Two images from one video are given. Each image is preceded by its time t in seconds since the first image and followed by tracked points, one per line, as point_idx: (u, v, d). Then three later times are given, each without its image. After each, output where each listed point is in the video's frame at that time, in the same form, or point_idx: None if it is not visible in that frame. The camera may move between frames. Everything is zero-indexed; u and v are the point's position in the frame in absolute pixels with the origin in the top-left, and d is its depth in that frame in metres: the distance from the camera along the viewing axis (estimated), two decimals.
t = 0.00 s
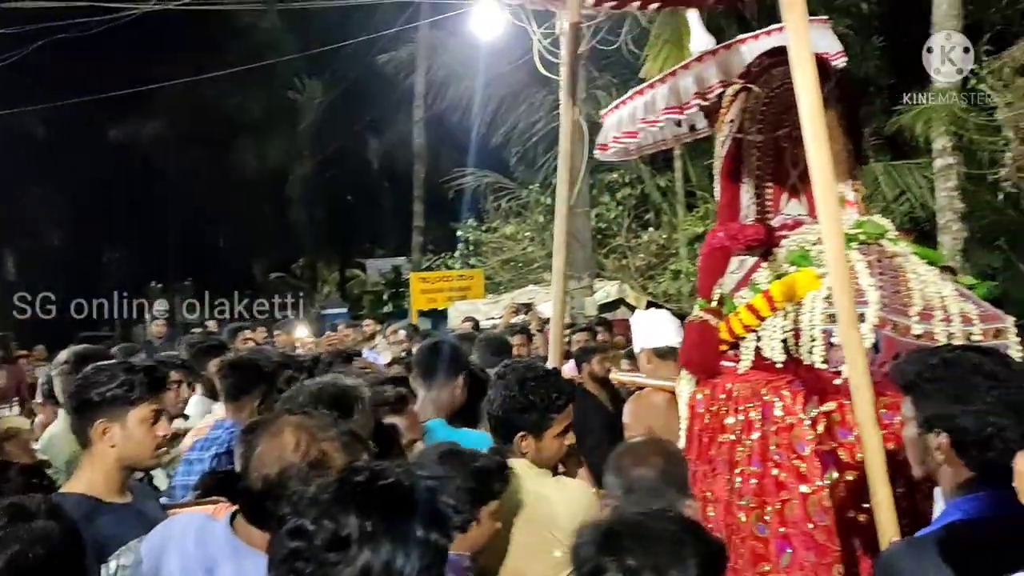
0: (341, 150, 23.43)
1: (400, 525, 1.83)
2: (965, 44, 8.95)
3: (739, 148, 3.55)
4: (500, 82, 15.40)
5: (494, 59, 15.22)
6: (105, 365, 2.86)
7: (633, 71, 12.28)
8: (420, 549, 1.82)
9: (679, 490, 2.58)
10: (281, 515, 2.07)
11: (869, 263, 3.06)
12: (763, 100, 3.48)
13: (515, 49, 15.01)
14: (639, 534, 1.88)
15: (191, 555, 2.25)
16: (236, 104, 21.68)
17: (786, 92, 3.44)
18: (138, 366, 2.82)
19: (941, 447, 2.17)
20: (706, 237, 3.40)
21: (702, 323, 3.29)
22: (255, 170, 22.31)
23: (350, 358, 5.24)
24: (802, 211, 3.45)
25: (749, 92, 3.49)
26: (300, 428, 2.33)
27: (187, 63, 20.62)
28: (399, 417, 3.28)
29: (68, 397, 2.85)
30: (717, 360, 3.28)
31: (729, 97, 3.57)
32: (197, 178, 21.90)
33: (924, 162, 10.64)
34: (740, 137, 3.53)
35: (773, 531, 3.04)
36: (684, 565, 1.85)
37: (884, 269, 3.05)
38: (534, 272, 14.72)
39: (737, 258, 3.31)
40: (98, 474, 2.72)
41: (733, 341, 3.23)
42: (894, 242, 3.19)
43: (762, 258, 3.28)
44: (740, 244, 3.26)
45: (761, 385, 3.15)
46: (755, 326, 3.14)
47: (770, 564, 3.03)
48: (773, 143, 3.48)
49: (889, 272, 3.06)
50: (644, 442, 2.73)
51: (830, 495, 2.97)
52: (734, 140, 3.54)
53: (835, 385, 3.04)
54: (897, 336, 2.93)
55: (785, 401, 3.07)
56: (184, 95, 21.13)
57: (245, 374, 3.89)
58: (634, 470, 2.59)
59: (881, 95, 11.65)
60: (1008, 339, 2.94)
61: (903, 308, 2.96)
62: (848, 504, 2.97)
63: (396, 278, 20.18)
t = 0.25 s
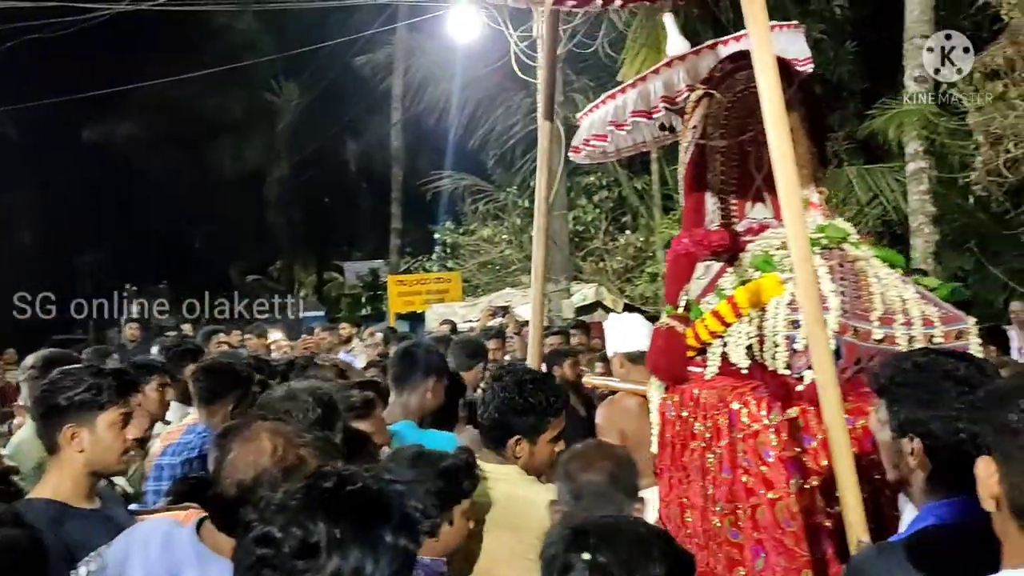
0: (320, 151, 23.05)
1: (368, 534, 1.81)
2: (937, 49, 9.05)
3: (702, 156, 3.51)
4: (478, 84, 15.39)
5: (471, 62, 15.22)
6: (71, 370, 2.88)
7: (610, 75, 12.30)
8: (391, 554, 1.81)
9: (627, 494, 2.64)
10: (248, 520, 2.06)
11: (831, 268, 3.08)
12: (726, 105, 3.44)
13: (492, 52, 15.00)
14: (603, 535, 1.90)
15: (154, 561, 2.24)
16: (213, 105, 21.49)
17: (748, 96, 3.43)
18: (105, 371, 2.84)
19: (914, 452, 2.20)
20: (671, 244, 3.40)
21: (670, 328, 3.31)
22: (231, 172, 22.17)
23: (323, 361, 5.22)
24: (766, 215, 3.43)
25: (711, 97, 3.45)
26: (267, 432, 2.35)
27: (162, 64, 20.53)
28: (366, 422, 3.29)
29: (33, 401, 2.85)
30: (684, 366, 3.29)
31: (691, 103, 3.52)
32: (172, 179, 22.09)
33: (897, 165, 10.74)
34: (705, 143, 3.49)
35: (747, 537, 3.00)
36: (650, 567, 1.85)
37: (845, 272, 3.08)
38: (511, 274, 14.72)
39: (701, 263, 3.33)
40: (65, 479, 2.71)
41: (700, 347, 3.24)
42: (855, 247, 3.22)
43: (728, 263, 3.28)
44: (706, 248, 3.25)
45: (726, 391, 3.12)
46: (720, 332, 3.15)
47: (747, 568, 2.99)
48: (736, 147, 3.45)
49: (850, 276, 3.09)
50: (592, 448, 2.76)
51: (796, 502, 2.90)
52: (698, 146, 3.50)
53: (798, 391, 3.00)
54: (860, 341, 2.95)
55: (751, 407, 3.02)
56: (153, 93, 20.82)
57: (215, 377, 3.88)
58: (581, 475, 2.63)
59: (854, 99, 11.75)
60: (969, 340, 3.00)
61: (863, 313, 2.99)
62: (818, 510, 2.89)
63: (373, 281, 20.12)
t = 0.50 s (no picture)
0: (298, 151, 23.00)
1: (326, 540, 1.73)
2: (909, 53, 9.16)
3: (665, 155, 3.53)
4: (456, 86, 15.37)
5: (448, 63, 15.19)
6: (36, 375, 2.85)
7: (587, 77, 12.32)
8: (356, 565, 1.73)
9: (587, 500, 2.45)
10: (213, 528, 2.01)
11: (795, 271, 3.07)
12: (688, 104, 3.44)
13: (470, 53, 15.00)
14: (604, 549, 1.73)
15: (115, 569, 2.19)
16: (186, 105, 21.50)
17: (712, 101, 3.40)
18: (73, 375, 2.81)
19: (896, 459, 2.22)
20: (636, 248, 3.45)
21: (631, 332, 3.30)
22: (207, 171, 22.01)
23: (299, 364, 5.17)
24: (728, 218, 3.44)
25: (674, 100, 3.42)
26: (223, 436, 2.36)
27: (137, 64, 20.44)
28: (337, 427, 3.28)
29: None
30: (647, 369, 3.28)
31: (654, 103, 3.48)
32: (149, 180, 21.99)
33: (871, 168, 10.83)
34: (667, 143, 3.50)
35: (727, 538, 3.03)
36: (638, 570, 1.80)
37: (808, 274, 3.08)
38: (489, 276, 14.68)
39: (664, 266, 3.36)
40: (29, 486, 2.67)
41: (663, 350, 3.24)
42: (819, 249, 3.19)
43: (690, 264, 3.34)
44: (668, 253, 3.31)
45: (692, 394, 3.15)
46: (685, 334, 3.16)
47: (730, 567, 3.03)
48: (698, 150, 3.48)
49: (813, 279, 3.07)
50: (555, 453, 2.56)
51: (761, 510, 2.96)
52: (660, 147, 3.51)
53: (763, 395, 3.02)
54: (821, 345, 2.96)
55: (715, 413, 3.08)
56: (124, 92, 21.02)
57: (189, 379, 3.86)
58: (539, 484, 2.45)
59: (829, 102, 11.84)
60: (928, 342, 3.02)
61: (828, 317, 2.98)
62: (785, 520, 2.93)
63: (353, 282, 20.05)
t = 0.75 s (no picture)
0: (283, 150, 22.87)
1: (301, 540, 1.80)
2: (892, 53, 9.21)
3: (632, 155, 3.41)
4: (442, 85, 15.33)
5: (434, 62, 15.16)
6: (11, 378, 2.82)
7: (573, 77, 12.30)
8: (326, 567, 1.80)
9: (584, 498, 2.50)
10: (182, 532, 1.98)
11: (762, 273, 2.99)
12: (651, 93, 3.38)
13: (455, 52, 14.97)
14: (620, 564, 1.81)
15: None
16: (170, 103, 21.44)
17: (676, 96, 3.23)
18: (47, 379, 2.79)
19: (885, 459, 2.26)
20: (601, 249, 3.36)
21: (600, 335, 3.14)
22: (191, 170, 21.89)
23: (283, 366, 5.16)
24: (694, 218, 3.35)
25: (639, 98, 3.32)
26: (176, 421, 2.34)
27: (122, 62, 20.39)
28: (317, 427, 3.23)
29: None
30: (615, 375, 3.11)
31: (622, 102, 3.41)
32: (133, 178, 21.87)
33: (855, 168, 10.86)
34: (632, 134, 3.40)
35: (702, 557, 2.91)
36: None
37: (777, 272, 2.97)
38: (474, 277, 14.63)
39: (631, 268, 3.23)
40: (5, 491, 2.66)
41: (631, 355, 3.08)
42: (786, 250, 3.09)
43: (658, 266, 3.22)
44: (635, 253, 3.18)
45: (660, 400, 2.96)
46: (653, 339, 2.99)
47: None
48: (664, 146, 3.30)
49: (781, 280, 2.99)
50: (544, 451, 2.57)
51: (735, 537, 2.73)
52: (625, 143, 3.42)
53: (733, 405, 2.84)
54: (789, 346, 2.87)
55: (685, 425, 2.87)
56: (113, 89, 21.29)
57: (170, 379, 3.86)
58: (535, 484, 2.46)
59: (813, 102, 11.87)
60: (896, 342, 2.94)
61: (797, 320, 2.91)
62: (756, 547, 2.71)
63: (338, 282, 19.98)
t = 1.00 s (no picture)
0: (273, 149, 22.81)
1: (280, 541, 1.70)
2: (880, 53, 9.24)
3: (599, 156, 3.97)
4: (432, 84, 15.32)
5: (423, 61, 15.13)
6: None
7: (563, 76, 12.30)
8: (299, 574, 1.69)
9: (606, 495, 2.54)
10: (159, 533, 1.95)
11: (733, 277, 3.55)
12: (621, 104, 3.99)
13: (444, 51, 14.94)
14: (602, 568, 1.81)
15: None
16: (159, 101, 21.34)
17: (644, 91, 3.99)
18: (24, 382, 2.80)
19: (864, 459, 2.28)
20: (572, 252, 3.90)
21: (573, 339, 3.61)
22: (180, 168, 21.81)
23: (269, 366, 5.15)
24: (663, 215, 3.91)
25: (607, 95, 3.98)
26: (143, 405, 2.35)
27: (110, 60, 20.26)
28: (309, 426, 3.21)
29: None
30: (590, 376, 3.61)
31: (590, 103, 4.04)
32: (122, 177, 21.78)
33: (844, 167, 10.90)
34: (601, 144, 3.96)
35: (663, 552, 3.41)
36: None
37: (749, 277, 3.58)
38: (464, 275, 14.65)
39: (603, 269, 3.82)
40: None
41: (605, 356, 3.55)
42: (758, 250, 3.71)
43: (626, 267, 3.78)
44: (605, 254, 3.78)
45: (635, 403, 3.53)
46: (624, 341, 3.48)
47: None
48: (634, 144, 3.97)
49: (755, 280, 3.58)
50: (570, 446, 2.62)
51: (708, 518, 3.37)
52: (593, 144, 3.96)
53: (707, 403, 3.39)
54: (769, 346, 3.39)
55: (662, 420, 3.48)
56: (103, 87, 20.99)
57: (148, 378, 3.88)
58: (558, 477, 2.51)
59: (801, 102, 11.91)
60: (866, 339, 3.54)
61: (772, 322, 3.41)
62: (727, 527, 3.35)
63: (329, 280, 19.97)
